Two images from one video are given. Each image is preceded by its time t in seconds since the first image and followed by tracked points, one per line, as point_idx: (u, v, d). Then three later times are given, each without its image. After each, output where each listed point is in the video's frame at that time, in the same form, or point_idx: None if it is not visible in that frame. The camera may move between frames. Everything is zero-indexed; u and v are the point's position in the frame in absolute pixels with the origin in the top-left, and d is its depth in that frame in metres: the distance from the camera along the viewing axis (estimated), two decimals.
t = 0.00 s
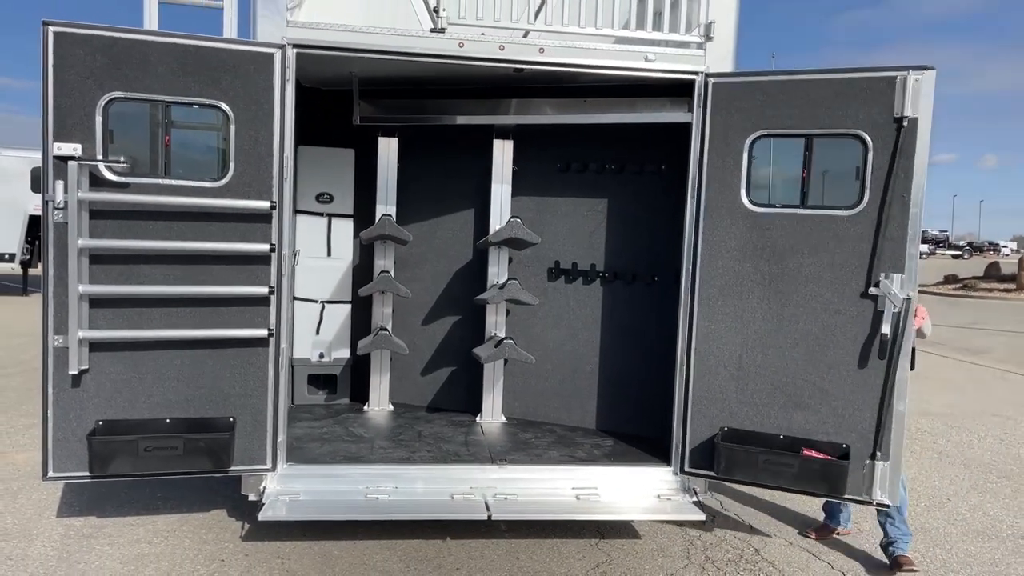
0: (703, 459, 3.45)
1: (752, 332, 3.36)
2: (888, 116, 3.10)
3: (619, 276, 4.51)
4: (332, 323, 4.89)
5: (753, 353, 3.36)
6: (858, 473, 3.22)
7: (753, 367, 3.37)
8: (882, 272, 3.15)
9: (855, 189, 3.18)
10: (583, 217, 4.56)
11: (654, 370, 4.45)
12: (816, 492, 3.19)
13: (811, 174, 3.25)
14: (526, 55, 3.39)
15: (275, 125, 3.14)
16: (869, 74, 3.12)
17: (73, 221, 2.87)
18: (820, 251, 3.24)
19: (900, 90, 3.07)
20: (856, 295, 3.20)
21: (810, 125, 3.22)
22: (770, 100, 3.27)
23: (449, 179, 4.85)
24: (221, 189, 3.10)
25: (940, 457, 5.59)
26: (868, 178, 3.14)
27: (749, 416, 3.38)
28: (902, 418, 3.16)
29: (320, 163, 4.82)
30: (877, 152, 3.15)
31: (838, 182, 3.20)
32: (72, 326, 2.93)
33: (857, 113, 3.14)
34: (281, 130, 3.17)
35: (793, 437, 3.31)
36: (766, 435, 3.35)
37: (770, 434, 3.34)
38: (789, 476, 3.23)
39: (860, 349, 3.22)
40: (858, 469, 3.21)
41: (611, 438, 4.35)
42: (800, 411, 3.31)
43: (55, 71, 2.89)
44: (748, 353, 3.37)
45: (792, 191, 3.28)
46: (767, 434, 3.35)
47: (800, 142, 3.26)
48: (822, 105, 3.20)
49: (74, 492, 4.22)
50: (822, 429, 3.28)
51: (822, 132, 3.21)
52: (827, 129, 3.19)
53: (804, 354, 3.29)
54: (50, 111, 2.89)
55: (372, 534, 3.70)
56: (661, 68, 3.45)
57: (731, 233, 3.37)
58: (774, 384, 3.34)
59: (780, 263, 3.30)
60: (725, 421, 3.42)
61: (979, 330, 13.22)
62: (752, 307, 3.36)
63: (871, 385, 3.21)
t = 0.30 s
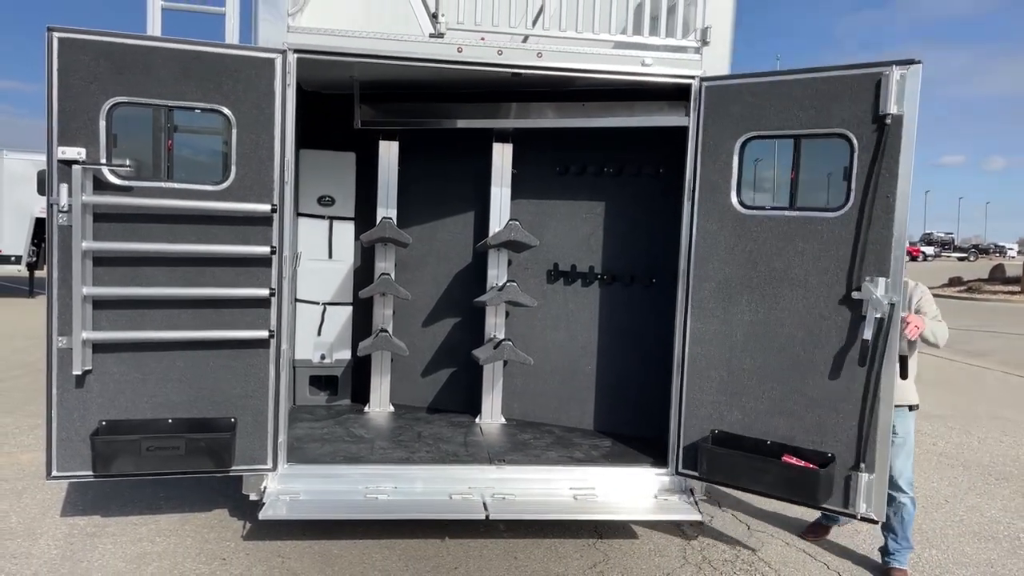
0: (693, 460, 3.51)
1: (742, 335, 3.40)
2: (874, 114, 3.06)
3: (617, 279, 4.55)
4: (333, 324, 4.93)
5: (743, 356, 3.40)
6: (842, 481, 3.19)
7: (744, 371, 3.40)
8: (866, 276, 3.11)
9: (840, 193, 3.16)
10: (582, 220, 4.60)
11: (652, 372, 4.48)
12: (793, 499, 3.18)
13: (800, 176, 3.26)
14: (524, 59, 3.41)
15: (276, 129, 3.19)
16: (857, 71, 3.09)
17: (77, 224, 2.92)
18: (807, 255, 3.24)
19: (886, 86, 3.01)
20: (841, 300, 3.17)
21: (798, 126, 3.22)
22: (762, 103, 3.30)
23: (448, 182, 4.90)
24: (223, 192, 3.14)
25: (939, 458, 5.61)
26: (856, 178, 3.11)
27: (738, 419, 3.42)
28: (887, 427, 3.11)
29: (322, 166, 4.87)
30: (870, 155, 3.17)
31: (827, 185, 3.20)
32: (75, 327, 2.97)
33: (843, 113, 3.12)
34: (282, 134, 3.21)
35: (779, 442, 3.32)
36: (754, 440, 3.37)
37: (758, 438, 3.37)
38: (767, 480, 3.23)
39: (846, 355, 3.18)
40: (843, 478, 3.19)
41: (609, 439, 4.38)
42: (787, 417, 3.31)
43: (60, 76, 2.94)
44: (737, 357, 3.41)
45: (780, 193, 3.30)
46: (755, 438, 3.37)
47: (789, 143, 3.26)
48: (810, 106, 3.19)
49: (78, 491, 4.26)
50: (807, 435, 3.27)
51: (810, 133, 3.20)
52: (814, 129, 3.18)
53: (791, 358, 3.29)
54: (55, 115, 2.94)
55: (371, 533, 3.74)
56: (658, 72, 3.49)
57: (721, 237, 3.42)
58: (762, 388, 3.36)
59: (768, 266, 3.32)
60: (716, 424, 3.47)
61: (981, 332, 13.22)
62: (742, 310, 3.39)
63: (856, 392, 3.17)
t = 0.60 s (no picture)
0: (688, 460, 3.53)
1: (734, 337, 3.40)
2: (855, 109, 2.96)
3: (620, 280, 4.56)
4: (339, 325, 4.96)
5: (735, 357, 3.39)
6: (823, 491, 3.10)
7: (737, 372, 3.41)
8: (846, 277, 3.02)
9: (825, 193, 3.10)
10: (585, 221, 4.61)
11: (655, 372, 4.49)
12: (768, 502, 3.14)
13: (790, 176, 3.22)
14: (527, 61, 3.44)
15: (281, 131, 3.22)
16: (841, 66, 3.01)
17: (85, 226, 2.96)
18: (793, 256, 3.19)
19: (865, 80, 2.91)
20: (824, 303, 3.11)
21: (785, 125, 3.18)
22: (756, 102, 3.28)
23: (451, 183, 4.92)
24: (229, 194, 3.18)
25: (946, 460, 5.58)
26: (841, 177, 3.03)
27: (731, 421, 3.41)
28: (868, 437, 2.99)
29: (327, 168, 4.90)
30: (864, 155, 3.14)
31: (814, 184, 3.14)
32: (83, 327, 3.01)
33: (829, 111, 3.05)
34: (287, 137, 3.25)
35: (767, 447, 3.28)
36: (744, 443, 3.35)
37: (749, 442, 3.34)
38: (745, 483, 3.22)
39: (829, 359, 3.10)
40: (824, 486, 3.10)
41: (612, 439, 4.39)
42: (775, 421, 3.27)
43: (68, 79, 2.98)
44: (730, 358, 3.41)
45: (771, 194, 3.28)
46: (745, 441, 3.35)
47: (779, 143, 3.24)
48: (796, 105, 3.15)
49: (86, 490, 4.31)
50: (792, 441, 3.21)
51: (798, 131, 3.15)
52: (801, 128, 3.13)
53: (778, 361, 3.25)
54: (63, 118, 2.98)
55: (375, 533, 3.76)
56: (660, 74, 3.50)
57: (715, 238, 3.45)
58: (752, 391, 3.34)
59: (758, 268, 3.31)
60: (712, 425, 3.48)
61: (991, 333, 13.14)
62: (734, 311, 3.40)
63: (838, 399, 3.07)
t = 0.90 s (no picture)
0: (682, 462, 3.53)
1: (726, 339, 3.38)
2: (833, 104, 2.88)
3: (626, 280, 4.55)
4: (345, 325, 4.98)
5: (728, 359, 3.37)
6: (802, 499, 3.02)
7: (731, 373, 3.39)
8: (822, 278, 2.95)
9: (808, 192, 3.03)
10: (590, 222, 4.61)
11: (662, 374, 4.47)
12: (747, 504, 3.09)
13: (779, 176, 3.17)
14: (530, 63, 3.44)
15: (285, 133, 3.24)
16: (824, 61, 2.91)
17: (91, 227, 2.99)
18: (777, 256, 3.14)
19: (841, 74, 2.83)
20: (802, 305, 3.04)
21: (772, 124, 3.14)
22: (750, 101, 3.25)
23: (456, 184, 4.93)
24: (234, 196, 3.20)
25: (958, 463, 5.52)
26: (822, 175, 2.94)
27: (725, 423, 3.38)
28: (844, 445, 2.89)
29: (334, 169, 4.92)
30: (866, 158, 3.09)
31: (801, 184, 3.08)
32: (89, 327, 3.04)
33: (812, 108, 2.97)
34: (291, 138, 3.26)
35: (754, 451, 3.24)
36: (735, 446, 3.32)
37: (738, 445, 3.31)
38: (725, 484, 3.19)
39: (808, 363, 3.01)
40: (803, 494, 3.02)
41: (618, 441, 4.38)
42: (761, 425, 3.21)
43: (73, 82, 3.00)
44: (722, 360, 3.39)
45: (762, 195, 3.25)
46: (736, 445, 3.32)
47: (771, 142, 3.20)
48: (786, 102, 3.08)
49: (95, 489, 4.35)
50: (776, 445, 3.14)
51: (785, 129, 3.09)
52: (785, 126, 3.08)
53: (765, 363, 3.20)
54: (70, 121, 3.01)
55: (379, 533, 3.77)
56: (664, 74, 3.48)
57: (713, 239, 3.45)
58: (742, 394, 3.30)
59: (747, 268, 3.28)
60: (708, 428, 3.46)
61: (1005, 335, 12.99)
62: (727, 313, 3.38)
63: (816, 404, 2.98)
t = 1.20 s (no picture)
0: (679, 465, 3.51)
1: (722, 340, 3.38)
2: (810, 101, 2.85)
3: (633, 281, 4.53)
4: (352, 326, 4.99)
5: (724, 361, 3.36)
6: (779, 501, 3.00)
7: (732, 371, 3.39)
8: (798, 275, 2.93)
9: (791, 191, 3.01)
10: (596, 223, 4.59)
11: (670, 375, 4.44)
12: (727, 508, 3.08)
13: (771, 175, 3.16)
14: (534, 62, 3.42)
15: (289, 134, 3.25)
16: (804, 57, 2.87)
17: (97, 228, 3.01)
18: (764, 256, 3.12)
19: (816, 69, 2.79)
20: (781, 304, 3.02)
21: (761, 122, 3.13)
22: (747, 100, 3.24)
23: (464, 183, 4.92)
24: (238, 197, 3.21)
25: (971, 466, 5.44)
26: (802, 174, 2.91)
27: (721, 425, 3.37)
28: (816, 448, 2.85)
29: (341, 170, 4.93)
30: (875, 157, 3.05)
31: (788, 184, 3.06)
32: (95, 328, 3.06)
33: (794, 105, 2.94)
34: (296, 139, 3.27)
35: (741, 453, 3.22)
36: (729, 449, 3.30)
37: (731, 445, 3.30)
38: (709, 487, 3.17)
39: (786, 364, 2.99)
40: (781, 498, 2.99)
41: (624, 442, 4.36)
42: (749, 428, 3.19)
43: (80, 84, 3.03)
44: (719, 361, 3.39)
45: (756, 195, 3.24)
46: (730, 448, 3.30)
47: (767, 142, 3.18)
48: (776, 99, 3.04)
49: (104, 488, 4.38)
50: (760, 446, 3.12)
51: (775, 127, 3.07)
52: (773, 124, 3.07)
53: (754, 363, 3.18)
54: (76, 123, 3.03)
55: (384, 534, 3.78)
56: (668, 74, 3.46)
57: (715, 241, 3.46)
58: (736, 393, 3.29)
59: (740, 269, 3.27)
60: (710, 430, 3.45)
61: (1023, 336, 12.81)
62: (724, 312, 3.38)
63: (792, 407, 2.94)
